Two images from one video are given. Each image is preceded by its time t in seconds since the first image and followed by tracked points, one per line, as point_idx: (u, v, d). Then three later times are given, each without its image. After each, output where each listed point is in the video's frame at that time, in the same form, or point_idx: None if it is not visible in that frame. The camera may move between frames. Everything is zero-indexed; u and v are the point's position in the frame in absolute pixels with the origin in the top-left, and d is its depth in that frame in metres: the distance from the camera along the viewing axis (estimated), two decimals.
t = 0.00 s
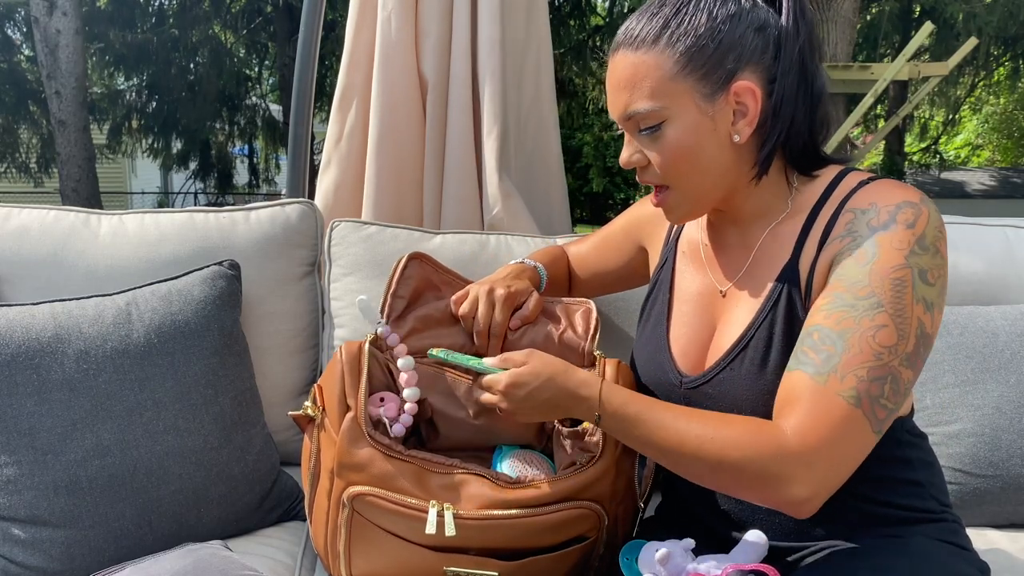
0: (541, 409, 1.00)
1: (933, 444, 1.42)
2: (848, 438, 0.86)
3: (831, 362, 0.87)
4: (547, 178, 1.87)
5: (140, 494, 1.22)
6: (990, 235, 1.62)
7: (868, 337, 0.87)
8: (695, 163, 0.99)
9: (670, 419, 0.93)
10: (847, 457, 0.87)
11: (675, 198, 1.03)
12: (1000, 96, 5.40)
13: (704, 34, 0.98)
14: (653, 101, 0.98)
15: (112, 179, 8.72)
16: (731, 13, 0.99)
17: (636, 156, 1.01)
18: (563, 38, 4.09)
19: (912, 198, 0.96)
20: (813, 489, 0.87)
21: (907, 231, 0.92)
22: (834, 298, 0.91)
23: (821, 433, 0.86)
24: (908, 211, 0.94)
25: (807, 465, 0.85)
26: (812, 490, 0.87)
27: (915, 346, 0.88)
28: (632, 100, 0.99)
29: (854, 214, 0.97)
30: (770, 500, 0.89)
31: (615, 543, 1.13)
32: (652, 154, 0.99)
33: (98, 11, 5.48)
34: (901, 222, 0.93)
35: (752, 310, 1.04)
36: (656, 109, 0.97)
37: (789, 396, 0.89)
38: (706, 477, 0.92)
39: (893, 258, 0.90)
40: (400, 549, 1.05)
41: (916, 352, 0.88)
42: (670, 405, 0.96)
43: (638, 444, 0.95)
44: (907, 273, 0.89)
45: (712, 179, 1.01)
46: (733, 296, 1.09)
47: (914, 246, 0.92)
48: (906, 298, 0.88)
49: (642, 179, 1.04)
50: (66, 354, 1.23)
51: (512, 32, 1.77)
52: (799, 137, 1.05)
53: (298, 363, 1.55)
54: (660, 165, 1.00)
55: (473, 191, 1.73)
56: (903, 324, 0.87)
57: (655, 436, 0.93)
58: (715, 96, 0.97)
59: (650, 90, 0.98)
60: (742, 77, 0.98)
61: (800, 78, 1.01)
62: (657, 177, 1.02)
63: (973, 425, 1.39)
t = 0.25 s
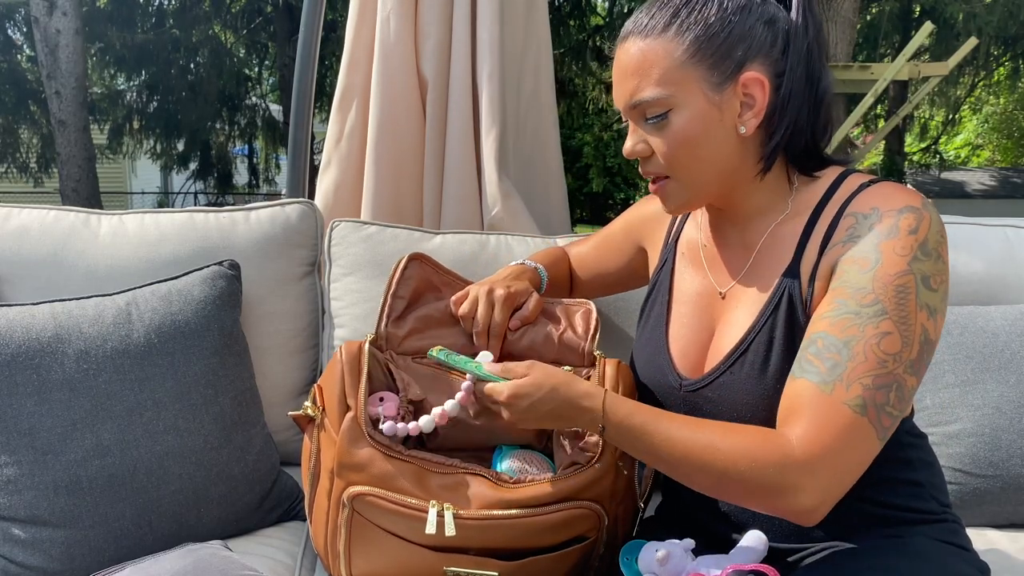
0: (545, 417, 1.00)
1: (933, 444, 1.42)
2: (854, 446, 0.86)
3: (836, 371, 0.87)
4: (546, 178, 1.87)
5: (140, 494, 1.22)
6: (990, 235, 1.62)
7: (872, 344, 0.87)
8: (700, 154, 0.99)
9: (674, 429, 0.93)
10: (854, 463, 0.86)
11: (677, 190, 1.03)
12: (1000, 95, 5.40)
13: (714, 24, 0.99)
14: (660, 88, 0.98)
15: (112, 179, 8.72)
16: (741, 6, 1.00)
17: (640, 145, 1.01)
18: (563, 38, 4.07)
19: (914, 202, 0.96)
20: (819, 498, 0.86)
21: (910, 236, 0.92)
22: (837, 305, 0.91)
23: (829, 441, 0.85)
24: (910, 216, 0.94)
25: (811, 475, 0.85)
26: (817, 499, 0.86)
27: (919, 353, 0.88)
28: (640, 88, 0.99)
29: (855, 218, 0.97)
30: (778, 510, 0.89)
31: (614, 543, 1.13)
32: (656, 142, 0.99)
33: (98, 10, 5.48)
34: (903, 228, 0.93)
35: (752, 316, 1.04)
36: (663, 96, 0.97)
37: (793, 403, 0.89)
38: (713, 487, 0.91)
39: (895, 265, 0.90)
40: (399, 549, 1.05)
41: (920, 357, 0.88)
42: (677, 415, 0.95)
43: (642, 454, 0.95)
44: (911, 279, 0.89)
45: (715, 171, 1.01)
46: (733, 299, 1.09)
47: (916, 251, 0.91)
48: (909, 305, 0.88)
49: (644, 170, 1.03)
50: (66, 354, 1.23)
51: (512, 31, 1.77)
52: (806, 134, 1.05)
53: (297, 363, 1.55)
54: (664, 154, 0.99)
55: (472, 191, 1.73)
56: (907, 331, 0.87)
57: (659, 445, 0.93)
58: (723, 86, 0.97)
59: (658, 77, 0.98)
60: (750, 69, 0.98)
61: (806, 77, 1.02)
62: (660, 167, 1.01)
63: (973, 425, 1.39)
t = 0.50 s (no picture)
0: (526, 429, 1.00)
1: (933, 444, 1.42)
2: (847, 445, 0.86)
3: (830, 369, 0.87)
4: (546, 177, 1.87)
5: (140, 494, 1.22)
6: (990, 235, 1.62)
7: (868, 344, 0.87)
8: (700, 153, 0.99)
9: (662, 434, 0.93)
10: (845, 463, 0.87)
11: (677, 189, 1.03)
12: (1000, 96, 5.40)
13: (716, 24, 0.99)
14: (661, 88, 0.98)
15: (112, 179, 8.71)
16: (743, 6, 1.01)
17: (640, 144, 1.01)
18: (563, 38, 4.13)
19: (914, 206, 0.96)
20: (810, 497, 0.87)
21: (908, 238, 0.92)
22: (834, 306, 0.91)
23: (820, 441, 0.85)
24: (909, 219, 0.94)
25: (802, 474, 0.86)
26: (808, 497, 0.87)
27: (915, 354, 0.88)
28: (641, 87, 1.00)
29: (854, 220, 0.98)
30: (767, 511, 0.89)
31: (614, 542, 1.13)
32: (656, 141, 1.00)
33: (98, 11, 5.48)
34: (902, 230, 0.93)
35: (752, 317, 1.04)
36: (664, 96, 0.98)
37: (787, 404, 0.89)
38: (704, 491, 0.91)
39: (892, 266, 0.90)
40: (399, 546, 1.05)
41: (916, 359, 0.88)
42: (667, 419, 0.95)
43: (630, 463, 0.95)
44: (909, 281, 0.89)
45: (716, 170, 1.02)
46: (733, 299, 1.09)
47: (915, 253, 0.91)
48: (906, 307, 0.88)
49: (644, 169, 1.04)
50: (66, 354, 1.24)
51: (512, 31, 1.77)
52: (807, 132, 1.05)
53: (297, 363, 1.55)
54: (664, 153, 1.00)
55: (472, 191, 1.74)
56: (903, 332, 0.88)
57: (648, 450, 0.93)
58: (723, 86, 0.97)
59: (659, 76, 0.98)
60: (751, 69, 0.98)
61: (808, 75, 1.02)
62: (660, 167, 1.02)
63: (973, 425, 1.39)
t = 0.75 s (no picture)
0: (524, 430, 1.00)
1: (933, 444, 1.42)
2: (835, 443, 0.86)
3: (820, 366, 0.87)
4: (546, 176, 1.87)
5: (140, 494, 1.22)
6: (990, 235, 1.62)
7: (858, 342, 0.87)
8: (710, 147, 0.99)
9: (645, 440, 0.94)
10: (834, 462, 0.87)
11: (683, 182, 1.03)
12: (1000, 95, 5.39)
13: (730, 17, 0.99)
14: (674, 79, 0.98)
15: (112, 179, 8.71)
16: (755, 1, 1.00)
17: (649, 137, 1.01)
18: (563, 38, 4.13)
19: (914, 207, 0.96)
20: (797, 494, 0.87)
21: (907, 239, 0.92)
22: (828, 303, 0.91)
23: (804, 440, 0.86)
24: (909, 221, 0.94)
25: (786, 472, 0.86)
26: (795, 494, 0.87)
27: (907, 352, 0.88)
28: (653, 78, 0.99)
29: (855, 222, 0.97)
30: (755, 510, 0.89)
31: (614, 542, 1.13)
32: (665, 134, 1.00)
33: (98, 11, 5.48)
34: (901, 231, 0.93)
35: (752, 318, 1.04)
36: (676, 87, 0.98)
37: (777, 402, 0.89)
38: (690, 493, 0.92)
39: (888, 265, 0.90)
40: (399, 547, 1.05)
41: (908, 358, 0.88)
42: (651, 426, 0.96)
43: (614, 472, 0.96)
44: (904, 280, 0.89)
45: (724, 167, 1.02)
46: (734, 300, 1.09)
47: (913, 253, 0.91)
48: (900, 305, 0.88)
49: (651, 162, 1.04)
50: (66, 354, 1.24)
51: (512, 30, 1.77)
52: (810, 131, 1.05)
53: (297, 363, 1.55)
54: (672, 145, 1.00)
55: (472, 191, 1.74)
56: (896, 330, 0.87)
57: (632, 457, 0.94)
58: (736, 79, 0.98)
59: (672, 67, 0.98)
60: (763, 63, 0.98)
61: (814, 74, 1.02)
62: (669, 160, 1.01)
63: (973, 425, 1.39)
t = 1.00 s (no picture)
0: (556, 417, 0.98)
1: (933, 444, 1.42)
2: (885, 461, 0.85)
3: (859, 390, 0.85)
4: (546, 176, 1.87)
5: (140, 494, 1.22)
6: (990, 235, 1.62)
7: (892, 364, 0.86)
8: (749, 129, 0.98)
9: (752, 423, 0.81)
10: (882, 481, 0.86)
11: (718, 167, 0.99)
12: (1000, 95, 5.39)
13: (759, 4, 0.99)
14: (719, 56, 0.96)
15: (113, 179, 8.71)
16: None
17: (685, 116, 0.96)
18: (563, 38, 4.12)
19: (912, 215, 0.96)
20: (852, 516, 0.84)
21: (913, 251, 0.92)
22: (848, 323, 0.89)
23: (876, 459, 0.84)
24: (912, 230, 0.94)
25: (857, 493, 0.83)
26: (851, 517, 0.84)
27: (928, 367, 0.89)
28: (696, 54, 0.96)
29: (855, 231, 0.97)
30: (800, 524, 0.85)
31: (614, 542, 1.13)
32: (707, 112, 0.96)
33: (98, 11, 5.49)
34: (906, 242, 0.93)
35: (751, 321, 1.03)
36: (722, 65, 0.96)
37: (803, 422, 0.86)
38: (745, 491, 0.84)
39: (905, 281, 0.90)
40: (399, 546, 1.05)
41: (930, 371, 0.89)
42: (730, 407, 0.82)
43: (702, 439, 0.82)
44: (919, 295, 0.90)
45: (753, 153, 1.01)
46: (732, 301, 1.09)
47: (921, 267, 0.92)
48: (919, 321, 0.88)
49: (681, 146, 0.99)
50: (66, 354, 1.24)
51: (512, 30, 1.77)
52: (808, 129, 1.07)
53: (297, 363, 1.55)
54: (713, 124, 0.96)
55: (472, 191, 1.73)
56: (919, 348, 0.88)
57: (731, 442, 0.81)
58: (770, 64, 0.98)
59: (717, 44, 0.96)
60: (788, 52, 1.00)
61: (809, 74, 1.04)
62: (707, 143, 0.97)
63: (973, 425, 1.39)
